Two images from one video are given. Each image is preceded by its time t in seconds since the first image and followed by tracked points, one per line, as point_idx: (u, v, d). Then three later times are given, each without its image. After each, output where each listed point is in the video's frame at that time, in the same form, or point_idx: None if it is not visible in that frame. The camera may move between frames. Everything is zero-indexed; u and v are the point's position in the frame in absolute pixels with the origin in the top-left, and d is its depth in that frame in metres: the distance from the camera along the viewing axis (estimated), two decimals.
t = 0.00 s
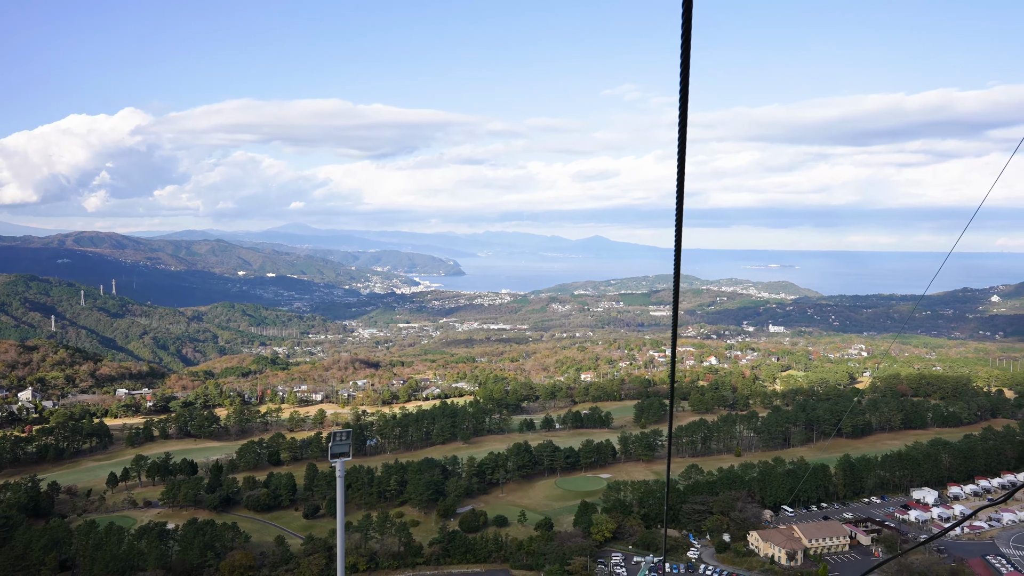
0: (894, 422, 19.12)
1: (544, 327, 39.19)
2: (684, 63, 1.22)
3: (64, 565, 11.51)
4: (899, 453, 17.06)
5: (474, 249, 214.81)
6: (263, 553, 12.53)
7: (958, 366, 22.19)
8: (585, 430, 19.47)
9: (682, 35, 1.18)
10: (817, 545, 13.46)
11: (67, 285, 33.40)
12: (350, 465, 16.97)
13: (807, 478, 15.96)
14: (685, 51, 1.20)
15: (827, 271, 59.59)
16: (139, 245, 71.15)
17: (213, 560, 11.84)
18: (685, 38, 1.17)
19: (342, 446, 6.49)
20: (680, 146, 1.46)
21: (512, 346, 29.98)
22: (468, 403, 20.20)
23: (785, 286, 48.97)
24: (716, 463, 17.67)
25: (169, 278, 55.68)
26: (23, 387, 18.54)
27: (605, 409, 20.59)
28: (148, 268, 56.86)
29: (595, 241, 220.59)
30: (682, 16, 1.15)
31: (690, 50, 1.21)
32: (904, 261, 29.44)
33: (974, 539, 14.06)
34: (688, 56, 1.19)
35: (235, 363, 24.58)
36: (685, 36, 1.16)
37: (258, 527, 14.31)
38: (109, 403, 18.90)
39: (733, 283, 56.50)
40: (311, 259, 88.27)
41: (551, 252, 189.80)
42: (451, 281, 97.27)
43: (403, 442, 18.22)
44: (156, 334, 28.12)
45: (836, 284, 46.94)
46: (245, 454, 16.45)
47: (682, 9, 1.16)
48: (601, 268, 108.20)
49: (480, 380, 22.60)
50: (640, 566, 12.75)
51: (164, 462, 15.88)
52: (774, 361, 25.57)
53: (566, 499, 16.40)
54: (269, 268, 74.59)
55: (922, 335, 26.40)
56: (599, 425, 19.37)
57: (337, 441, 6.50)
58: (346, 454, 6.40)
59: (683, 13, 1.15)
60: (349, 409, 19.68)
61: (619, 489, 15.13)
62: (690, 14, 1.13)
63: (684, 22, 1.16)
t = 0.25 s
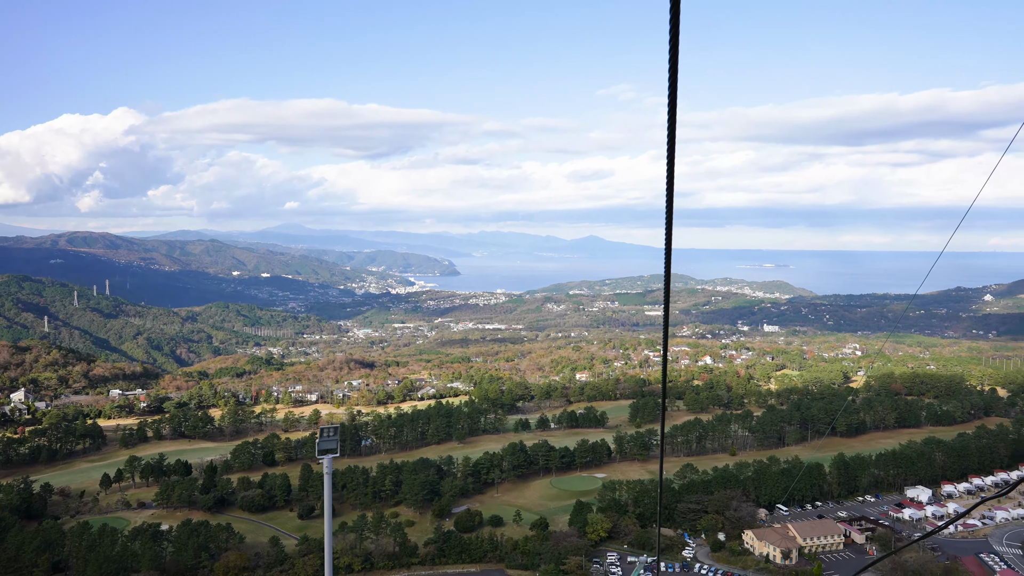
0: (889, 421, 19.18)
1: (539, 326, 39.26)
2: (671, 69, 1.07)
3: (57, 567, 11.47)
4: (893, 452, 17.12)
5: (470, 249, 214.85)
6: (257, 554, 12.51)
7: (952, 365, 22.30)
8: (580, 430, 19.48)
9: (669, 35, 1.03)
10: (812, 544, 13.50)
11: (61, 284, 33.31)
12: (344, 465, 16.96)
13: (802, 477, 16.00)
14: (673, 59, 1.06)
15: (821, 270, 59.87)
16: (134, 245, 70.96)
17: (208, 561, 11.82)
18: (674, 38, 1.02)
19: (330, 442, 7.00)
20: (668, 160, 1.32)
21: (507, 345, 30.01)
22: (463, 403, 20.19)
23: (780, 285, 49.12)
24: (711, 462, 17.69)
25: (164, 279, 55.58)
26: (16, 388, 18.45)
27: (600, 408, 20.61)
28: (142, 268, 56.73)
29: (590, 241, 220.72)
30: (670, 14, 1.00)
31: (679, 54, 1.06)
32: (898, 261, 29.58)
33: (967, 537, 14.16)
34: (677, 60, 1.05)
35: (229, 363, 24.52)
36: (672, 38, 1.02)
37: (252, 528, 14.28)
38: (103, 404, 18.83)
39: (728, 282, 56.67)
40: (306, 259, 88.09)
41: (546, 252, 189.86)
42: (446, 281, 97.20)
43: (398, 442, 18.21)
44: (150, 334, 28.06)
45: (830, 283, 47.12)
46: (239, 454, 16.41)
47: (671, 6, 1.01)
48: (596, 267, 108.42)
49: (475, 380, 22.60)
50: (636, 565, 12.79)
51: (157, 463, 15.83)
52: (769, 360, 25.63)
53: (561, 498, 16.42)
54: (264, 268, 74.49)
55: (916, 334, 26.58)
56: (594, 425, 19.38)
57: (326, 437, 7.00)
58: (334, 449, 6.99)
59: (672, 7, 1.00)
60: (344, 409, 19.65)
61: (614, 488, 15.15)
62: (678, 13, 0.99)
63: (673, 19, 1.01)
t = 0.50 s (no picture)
0: (876, 420, 19.29)
1: (528, 326, 39.30)
2: (657, 68, 1.14)
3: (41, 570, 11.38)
4: (880, 450, 17.23)
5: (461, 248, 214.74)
6: (245, 555, 12.44)
7: (938, 364, 22.52)
8: (569, 429, 19.50)
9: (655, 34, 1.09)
10: (800, 542, 13.58)
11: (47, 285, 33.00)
12: (333, 465, 16.92)
13: (790, 475, 16.08)
14: (658, 59, 1.12)
15: (807, 270, 60.31)
16: (120, 244, 70.33)
17: (195, 563, 11.77)
18: (659, 36, 1.07)
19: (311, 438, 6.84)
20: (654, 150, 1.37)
21: (496, 345, 30.03)
22: (452, 403, 20.18)
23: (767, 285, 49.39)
24: (699, 462, 17.77)
25: (151, 279, 55.18)
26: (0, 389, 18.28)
27: (590, 408, 20.65)
28: (129, 268, 56.30)
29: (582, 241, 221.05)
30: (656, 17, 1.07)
31: (663, 56, 1.13)
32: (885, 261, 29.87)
33: (953, 534, 14.26)
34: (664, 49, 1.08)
35: (217, 364, 24.40)
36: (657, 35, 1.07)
37: (241, 529, 14.22)
38: (89, 405, 18.69)
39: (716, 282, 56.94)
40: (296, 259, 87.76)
41: (537, 252, 189.95)
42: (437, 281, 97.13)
43: (387, 442, 18.17)
44: (137, 335, 27.88)
45: (817, 283, 47.46)
46: (227, 455, 16.34)
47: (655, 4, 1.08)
48: (586, 267, 108.66)
49: (465, 380, 22.59)
50: (625, 565, 12.82)
51: (144, 465, 15.74)
52: (757, 360, 25.73)
53: (551, 498, 16.45)
54: (253, 268, 74.11)
55: (903, 333, 26.95)
56: (583, 424, 19.41)
57: (307, 432, 6.81)
58: (315, 446, 6.85)
59: (656, 9, 1.06)
60: (332, 409, 19.60)
61: (604, 488, 15.16)
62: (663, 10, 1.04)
63: (658, 16, 1.06)
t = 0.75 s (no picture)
0: (855, 418, 19.51)
1: (511, 326, 39.35)
2: (640, 63, 1.27)
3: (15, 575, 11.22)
4: (860, 448, 17.41)
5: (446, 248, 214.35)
6: (226, 558, 12.34)
7: (916, 362, 22.89)
8: (552, 429, 19.53)
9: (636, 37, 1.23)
10: (781, 540, 13.69)
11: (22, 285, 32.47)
12: (314, 466, 16.83)
13: (772, 474, 16.19)
14: (640, 57, 1.26)
15: (787, 271, 60.97)
16: (98, 244, 69.25)
17: (174, 566, 11.66)
18: (641, 34, 1.21)
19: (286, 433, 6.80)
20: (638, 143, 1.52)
21: (479, 345, 30.06)
22: (435, 403, 20.17)
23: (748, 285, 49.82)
24: (682, 460, 17.88)
25: (129, 279, 54.46)
26: None
27: (573, 408, 20.72)
28: (107, 268, 55.53)
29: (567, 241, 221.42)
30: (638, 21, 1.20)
31: (644, 55, 1.26)
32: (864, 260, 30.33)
33: (932, 530, 14.48)
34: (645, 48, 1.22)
35: (197, 365, 24.18)
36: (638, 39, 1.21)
37: (221, 531, 14.12)
38: (66, 407, 18.46)
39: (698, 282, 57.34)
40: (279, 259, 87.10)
41: (523, 252, 189.99)
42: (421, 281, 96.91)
43: (370, 442, 18.13)
44: (115, 336, 27.57)
45: (797, 284, 47.97)
46: (208, 456, 16.21)
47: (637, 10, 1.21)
48: (570, 267, 108.96)
49: (448, 380, 22.59)
50: (607, 564, 12.86)
51: (123, 467, 15.58)
52: (739, 359, 25.92)
53: (534, 498, 16.48)
54: (233, 268, 73.39)
55: (882, 331, 27.77)
56: (565, 424, 19.45)
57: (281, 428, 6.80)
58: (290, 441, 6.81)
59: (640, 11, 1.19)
60: (314, 410, 19.50)
61: (587, 487, 15.16)
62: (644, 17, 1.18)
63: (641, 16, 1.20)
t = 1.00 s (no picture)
0: (836, 416, 19.70)
1: (496, 326, 39.38)
2: (622, 71, 1.16)
3: None
4: (842, 446, 17.59)
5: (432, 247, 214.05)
6: (208, 559, 12.27)
7: (896, 361, 23.17)
8: (536, 428, 19.53)
9: (618, 38, 1.11)
10: (764, 538, 13.82)
11: None
12: (297, 467, 16.74)
13: (754, 472, 16.32)
14: (624, 66, 1.15)
15: (768, 271, 61.60)
16: (77, 244, 68.31)
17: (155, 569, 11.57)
18: (625, 37, 1.10)
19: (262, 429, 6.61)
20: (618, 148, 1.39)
21: (463, 345, 30.07)
22: (419, 403, 20.14)
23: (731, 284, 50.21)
24: (666, 459, 17.93)
25: (110, 279, 53.85)
26: None
27: (557, 407, 20.74)
28: (87, 268, 54.86)
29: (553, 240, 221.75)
30: (620, 23, 1.09)
31: (628, 60, 1.15)
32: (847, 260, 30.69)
33: (912, 527, 14.68)
34: (627, 57, 1.12)
35: (179, 365, 23.97)
36: (622, 39, 1.09)
37: (203, 533, 14.02)
38: (43, 409, 18.22)
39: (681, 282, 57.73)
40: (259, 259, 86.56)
41: (509, 251, 190.00)
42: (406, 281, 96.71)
43: (354, 442, 18.06)
44: (95, 337, 27.27)
45: (778, 283, 48.43)
46: (190, 458, 16.07)
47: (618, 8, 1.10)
48: (556, 266, 109.28)
49: (432, 380, 22.56)
50: (591, 563, 12.91)
51: (103, 469, 15.42)
52: (723, 358, 26.07)
53: (518, 497, 16.49)
54: (216, 268, 72.78)
55: (862, 330, 28.25)
56: (550, 423, 19.48)
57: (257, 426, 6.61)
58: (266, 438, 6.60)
59: (623, 13, 1.08)
60: (297, 410, 19.42)
61: (571, 486, 15.17)
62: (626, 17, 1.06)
63: (625, 16, 1.09)
